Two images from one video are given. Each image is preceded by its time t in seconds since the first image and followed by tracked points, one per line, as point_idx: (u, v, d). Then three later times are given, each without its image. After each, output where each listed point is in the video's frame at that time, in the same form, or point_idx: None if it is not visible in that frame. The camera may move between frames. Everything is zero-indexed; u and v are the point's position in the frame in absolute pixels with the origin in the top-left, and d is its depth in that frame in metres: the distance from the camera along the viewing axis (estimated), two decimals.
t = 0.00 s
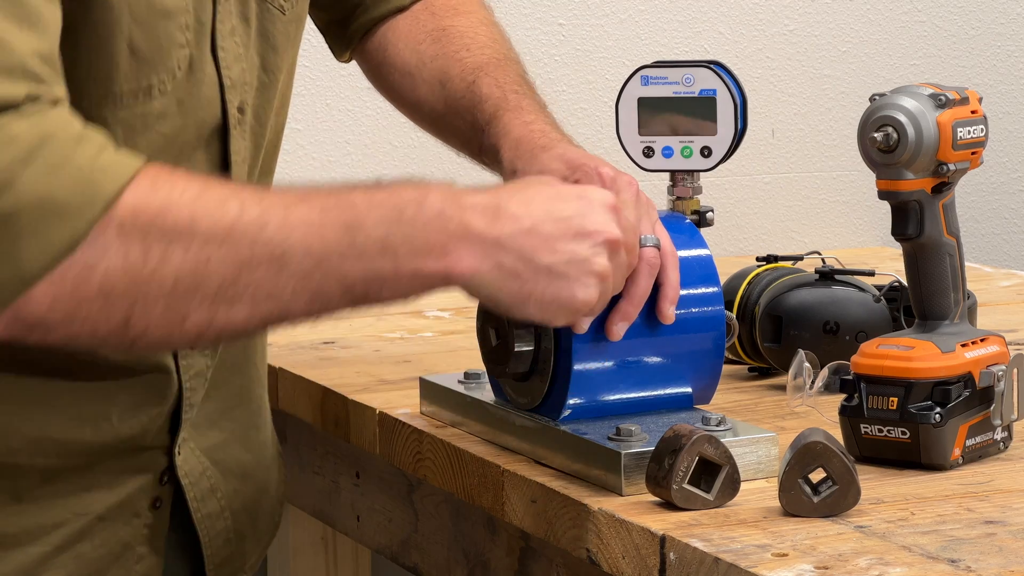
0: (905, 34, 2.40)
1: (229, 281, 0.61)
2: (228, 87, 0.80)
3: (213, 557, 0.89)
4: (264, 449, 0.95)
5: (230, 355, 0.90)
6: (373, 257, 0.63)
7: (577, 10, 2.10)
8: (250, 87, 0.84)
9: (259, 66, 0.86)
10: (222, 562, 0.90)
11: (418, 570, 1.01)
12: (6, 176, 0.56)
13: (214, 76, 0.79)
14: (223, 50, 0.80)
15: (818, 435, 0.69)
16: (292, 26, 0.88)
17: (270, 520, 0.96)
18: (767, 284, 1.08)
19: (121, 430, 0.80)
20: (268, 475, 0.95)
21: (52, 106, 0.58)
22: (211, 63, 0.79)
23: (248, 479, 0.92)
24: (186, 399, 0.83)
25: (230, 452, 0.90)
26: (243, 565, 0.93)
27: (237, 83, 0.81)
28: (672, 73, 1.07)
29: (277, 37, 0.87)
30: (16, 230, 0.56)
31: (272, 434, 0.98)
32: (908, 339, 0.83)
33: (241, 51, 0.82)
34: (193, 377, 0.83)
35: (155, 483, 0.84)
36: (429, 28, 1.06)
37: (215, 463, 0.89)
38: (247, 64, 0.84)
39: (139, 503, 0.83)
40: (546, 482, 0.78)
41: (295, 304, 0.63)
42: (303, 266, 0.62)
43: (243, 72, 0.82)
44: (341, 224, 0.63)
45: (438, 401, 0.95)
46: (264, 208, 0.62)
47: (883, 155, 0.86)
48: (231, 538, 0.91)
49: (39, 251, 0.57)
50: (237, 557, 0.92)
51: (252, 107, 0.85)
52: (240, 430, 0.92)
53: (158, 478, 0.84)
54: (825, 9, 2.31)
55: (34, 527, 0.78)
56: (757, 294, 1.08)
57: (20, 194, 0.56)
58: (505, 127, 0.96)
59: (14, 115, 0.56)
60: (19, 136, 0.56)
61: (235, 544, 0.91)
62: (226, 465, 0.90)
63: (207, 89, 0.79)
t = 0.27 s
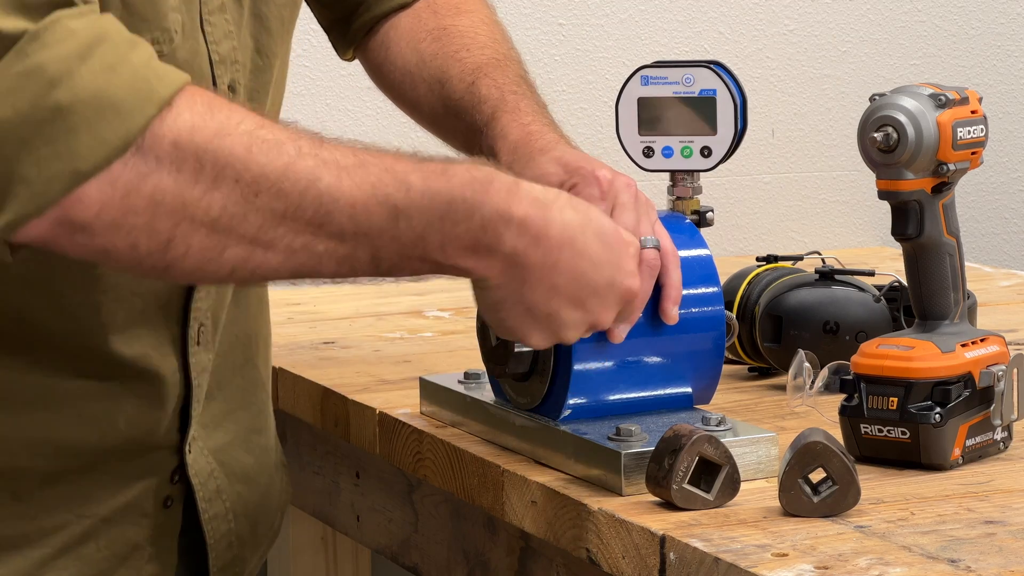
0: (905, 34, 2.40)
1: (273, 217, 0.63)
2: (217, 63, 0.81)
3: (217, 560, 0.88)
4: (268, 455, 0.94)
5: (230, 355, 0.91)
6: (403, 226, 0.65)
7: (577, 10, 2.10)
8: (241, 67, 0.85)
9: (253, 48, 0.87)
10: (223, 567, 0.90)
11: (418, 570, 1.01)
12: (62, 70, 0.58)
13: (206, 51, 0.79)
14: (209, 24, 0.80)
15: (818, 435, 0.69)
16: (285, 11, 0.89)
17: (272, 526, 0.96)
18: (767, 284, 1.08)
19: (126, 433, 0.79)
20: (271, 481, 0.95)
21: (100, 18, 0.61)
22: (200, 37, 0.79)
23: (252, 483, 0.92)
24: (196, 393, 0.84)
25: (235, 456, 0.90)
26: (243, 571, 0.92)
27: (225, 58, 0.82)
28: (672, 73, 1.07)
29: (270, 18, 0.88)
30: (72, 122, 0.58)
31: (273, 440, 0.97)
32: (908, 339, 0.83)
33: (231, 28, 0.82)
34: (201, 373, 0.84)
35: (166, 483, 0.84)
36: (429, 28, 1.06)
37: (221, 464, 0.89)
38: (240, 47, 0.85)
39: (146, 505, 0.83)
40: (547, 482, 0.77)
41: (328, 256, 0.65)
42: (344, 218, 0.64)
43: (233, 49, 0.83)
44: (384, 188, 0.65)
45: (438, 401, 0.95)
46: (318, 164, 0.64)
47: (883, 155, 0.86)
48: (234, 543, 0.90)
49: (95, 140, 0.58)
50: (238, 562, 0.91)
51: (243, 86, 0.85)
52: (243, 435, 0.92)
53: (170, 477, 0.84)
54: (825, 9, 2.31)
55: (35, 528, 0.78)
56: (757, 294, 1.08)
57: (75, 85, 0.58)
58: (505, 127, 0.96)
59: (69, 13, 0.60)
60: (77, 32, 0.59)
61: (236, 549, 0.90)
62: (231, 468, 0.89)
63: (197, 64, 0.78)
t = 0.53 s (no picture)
0: (905, 34, 2.40)
1: (233, 242, 0.56)
2: (222, 67, 0.80)
3: (217, 561, 0.89)
4: (269, 456, 0.94)
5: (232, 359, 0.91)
6: (389, 248, 0.59)
7: (577, 10, 2.10)
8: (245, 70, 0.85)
9: (257, 51, 0.87)
10: (224, 568, 0.90)
11: (417, 570, 1.01)
12: (41, 75, 0.53)
13: (211, 55, 0.79)
14: (215, 29, 0.80)
15: (818, 435, 0.69)
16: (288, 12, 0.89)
17: (273, 525, 0.96)
18: (767, 284, 1.08)
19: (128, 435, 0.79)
20: (272, 480, 0.95)
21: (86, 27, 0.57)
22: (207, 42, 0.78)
23: (253, 484, 0.92)
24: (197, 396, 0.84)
25: (235, 456, 0.91)
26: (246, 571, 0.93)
27: (230, 62, 0.81)
28: (672, 73, 1.07)
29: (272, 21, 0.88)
30: (48, 129, 0.53)
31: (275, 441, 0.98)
32: (908, 339, 0.83)
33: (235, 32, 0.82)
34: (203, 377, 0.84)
35: (165, 483, 0.84)
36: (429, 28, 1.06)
37: (221, 465, 0.89)
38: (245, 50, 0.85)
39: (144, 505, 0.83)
40: (546, 482, 0.77)
41: (303, 282, 0.58)
42: (321, 242, 0.57)
43: (238, 53, 0.82)
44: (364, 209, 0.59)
45: (438, 401, 0.95)
46: (287, 182, 0.58)
47: (883, 155, 0.86)
48: (236, 543, 0.91)
49: (72, 147, 0.53)
50: (239, 562, 0.91)
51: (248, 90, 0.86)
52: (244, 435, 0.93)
53: (168, 479, 0.84)
54: (825, 9, 2.31)
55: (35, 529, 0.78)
56: (757, 294, 1.08)
57: (53, 91, 0.54)
58: (505, 127, 0.96)
59: (54, 19, 0.55)
60: (61, 38, 0.55)
61: (237, 550, 0.91)
62: (230, 468, 0.90)
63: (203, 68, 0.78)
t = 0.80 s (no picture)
0: (905, 34, 2.40)
1: (292, 302, 0.56)
2: (241, 91, 0.81)
3: (214, 557, 0.89)
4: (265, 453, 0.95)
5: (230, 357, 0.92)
6: (448, 317, 0.60)
7: (578, 10, 2.10)
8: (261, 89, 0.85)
9: (270, 69, 0.88)
10: (223, 563, 0.90)
11: (418, 570, 1.01)
12: (105, 127, 0.54)
13: (229, 79, 0.79)
14: (235, 53, 0.80)
15: (818, 435, 0.69)
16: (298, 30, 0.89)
17: (271, 522, 0.97)
18: (767, 284, 1.08)
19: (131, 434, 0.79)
20: (269, 477, 0.96)
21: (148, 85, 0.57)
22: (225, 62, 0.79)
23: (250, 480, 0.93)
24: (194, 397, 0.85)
25: (231, 453, 0.91)
26: (244, 563, 0.93)
27: (248, 85, 0.82)
28: (672, 73, 1.07)
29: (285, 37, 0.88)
30: (109, 180, 0.54)
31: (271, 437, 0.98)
32: (908, 339, 0.83)
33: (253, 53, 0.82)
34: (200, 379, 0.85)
35: (155, 483, 0.84)
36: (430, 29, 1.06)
37: (216, 463, 0.89)
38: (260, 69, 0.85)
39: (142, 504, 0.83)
40: (546, 482, 0.77)
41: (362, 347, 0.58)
42: (379, 307, 0.58)
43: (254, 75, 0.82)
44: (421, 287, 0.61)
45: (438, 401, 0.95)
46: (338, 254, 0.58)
47: (883, 155, 0.86)
48: (233, 539, 0.91)
49: (131, 200, 0.54)
50: (236, 558, 0.92)
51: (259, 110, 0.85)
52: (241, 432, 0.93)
53: (159, 478, 0.84)
54: (825, 9, 2.31)
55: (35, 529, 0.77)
56: (757, 294, 1.08)
57: (119, 146, 0.54)
58: (505, 127, 0.96)
59: (121, 76, 0.56)
60: (127, 95, 0.55)
61: (235, 544, 0.91)
62: (225, 465, 0.90)
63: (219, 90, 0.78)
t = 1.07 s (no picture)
0: (905, 34, 2.40)
1: (283, 314, 0.62)
2: (247, 94, 0.81)
3: (217, 557, 0.89)
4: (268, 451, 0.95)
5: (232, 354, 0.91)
6: (433, 332, 0.66)
7: (578, 10, 2.10)
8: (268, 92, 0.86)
9: (276, 73, 0.89)
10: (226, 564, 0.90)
11: (417, 570, 1.01)
12: (103, 138, 0.59)
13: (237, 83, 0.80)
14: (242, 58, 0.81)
15: (818, 435, 0.69)
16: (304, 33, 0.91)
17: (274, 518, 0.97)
18: (767, 284, 1.08)
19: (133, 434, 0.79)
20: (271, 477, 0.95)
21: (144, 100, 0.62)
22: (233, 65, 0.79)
23: (253, 480, 0.93)
24: (197, 398, 0.84)
25: (233, 453, 0.91)
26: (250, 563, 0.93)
27: (255, 89, 0.82)
28: (672, 73, 1.07)
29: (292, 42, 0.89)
30: (105, 190, 0.58)
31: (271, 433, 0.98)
32: (908, 339, 0.83)
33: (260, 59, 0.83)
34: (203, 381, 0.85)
35: (160, 484, 0.83)
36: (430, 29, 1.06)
37: (218, 463, 0.89)
38: (267, 71, 0.86)
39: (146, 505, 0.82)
40: (547, 482, 0.77)
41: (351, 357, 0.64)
42: (367, 321, 0.63)
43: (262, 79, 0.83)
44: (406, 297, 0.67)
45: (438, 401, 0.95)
46: (315, 269, 0.63)
47: (883, 156, 0.86)
48: (236, 538, 0.91)
49: (126, 209, 0.58)
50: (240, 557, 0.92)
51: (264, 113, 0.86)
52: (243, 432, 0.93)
53: (164, 479, 0.84)
54: (825, 9, 2.31)
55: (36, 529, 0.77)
56: (757, 294, 1.08)
57: (115, 153, 0.59)
58: (505, 128, 0.96)
59: (116, 89, 0.60)
60: (122, 107, 0.60)
61: (239, 544, 0.91)
62: (228, 465, 0.90)
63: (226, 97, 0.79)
